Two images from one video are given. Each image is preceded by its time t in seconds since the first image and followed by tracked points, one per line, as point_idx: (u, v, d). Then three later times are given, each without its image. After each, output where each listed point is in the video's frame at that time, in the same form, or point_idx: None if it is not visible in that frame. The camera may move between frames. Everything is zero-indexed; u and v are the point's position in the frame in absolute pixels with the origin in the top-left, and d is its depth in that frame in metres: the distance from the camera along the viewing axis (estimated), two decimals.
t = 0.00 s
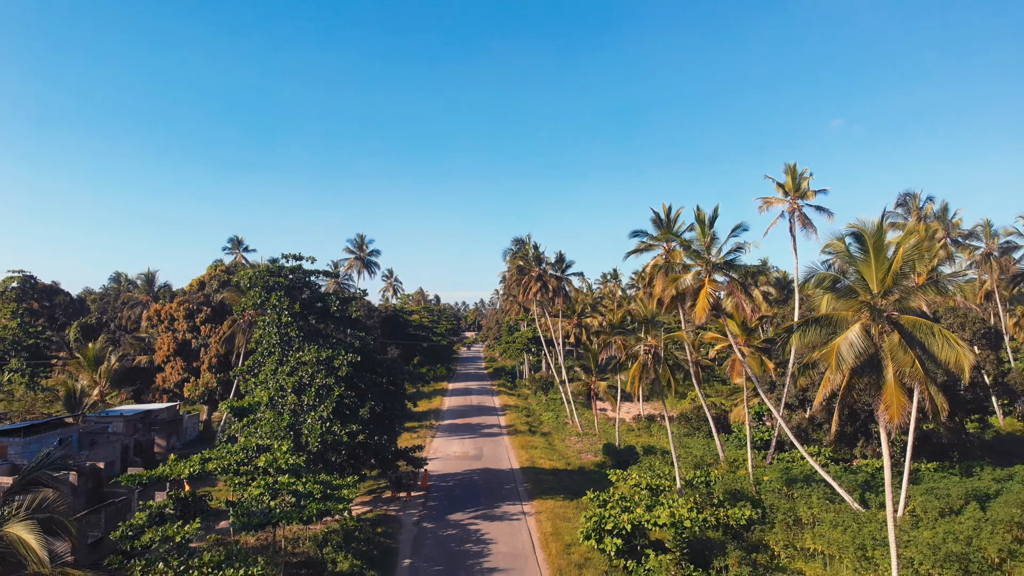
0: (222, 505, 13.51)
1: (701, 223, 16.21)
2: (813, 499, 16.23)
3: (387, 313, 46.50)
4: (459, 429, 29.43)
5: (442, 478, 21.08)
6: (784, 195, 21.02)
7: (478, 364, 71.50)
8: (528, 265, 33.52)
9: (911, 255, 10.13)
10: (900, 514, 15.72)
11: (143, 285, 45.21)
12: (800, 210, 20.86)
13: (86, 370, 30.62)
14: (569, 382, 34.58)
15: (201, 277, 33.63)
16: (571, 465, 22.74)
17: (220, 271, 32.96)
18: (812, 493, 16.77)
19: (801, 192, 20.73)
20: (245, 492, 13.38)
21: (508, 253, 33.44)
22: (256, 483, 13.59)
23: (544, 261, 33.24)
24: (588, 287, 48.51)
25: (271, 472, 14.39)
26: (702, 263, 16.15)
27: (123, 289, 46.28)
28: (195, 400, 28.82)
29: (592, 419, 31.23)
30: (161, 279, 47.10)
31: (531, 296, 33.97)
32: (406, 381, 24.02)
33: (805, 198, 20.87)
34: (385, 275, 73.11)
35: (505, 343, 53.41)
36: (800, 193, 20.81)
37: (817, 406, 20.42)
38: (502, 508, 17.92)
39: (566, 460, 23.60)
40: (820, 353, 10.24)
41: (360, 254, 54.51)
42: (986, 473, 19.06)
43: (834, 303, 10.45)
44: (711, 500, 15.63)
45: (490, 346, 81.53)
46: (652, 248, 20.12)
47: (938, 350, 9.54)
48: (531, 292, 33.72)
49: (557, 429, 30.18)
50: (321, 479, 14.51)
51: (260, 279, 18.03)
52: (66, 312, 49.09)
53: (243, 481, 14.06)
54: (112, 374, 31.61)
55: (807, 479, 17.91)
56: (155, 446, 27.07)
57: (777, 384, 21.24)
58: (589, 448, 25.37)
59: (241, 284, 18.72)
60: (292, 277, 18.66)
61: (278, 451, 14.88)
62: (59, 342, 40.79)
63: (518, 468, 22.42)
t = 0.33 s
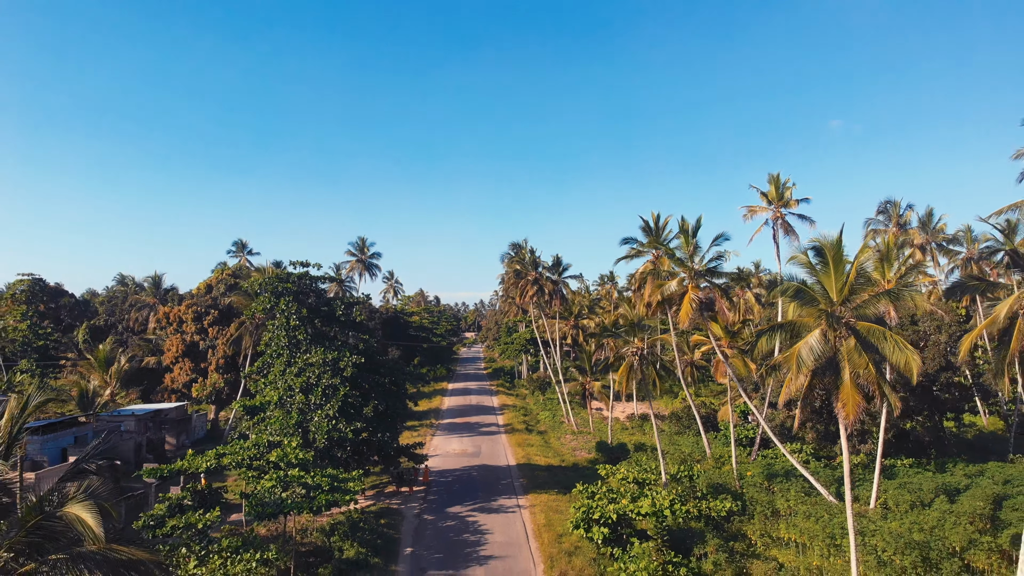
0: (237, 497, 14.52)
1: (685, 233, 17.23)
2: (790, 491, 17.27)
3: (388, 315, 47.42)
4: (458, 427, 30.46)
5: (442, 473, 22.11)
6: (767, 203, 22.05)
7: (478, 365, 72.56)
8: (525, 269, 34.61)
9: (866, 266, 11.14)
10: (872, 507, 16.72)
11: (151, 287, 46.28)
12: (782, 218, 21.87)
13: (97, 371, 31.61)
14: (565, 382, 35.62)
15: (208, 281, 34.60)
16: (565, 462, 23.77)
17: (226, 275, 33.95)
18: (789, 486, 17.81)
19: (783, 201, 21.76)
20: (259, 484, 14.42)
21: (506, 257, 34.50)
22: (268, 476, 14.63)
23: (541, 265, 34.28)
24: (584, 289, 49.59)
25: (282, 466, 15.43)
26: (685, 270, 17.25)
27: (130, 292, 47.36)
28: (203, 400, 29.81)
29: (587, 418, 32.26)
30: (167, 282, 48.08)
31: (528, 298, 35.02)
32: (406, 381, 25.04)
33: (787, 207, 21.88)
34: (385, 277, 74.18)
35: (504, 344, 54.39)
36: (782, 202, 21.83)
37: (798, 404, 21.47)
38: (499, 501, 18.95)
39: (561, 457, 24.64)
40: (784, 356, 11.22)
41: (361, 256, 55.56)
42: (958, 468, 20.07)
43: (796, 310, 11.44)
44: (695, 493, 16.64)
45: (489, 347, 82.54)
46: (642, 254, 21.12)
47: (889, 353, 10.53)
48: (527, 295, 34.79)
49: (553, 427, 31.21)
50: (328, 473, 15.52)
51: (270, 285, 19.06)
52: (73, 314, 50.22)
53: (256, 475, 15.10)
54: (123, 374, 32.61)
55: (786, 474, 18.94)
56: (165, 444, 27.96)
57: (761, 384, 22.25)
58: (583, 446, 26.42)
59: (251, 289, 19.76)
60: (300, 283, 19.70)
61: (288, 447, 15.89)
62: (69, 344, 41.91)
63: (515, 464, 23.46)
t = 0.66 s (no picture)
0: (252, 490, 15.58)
1: (671, 241, 18.27)
2: (771, 486, 18.30)
3: (388, 315, 48.11)
4: (458, 426, 31.49)
5: (442, 469, 23.15)
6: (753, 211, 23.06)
7: (477, 365, 73.61)
8: (522, 272, 35.67)
9: (830, 276, 12.16)
10: (847, 500, 17.76)
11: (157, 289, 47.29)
12: (767, 225, 22.88)
13: (108, 371, 32.59)
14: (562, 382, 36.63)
15: (215, 284, 35.56)
16: (561, 458, 24.79)
17: (233, 278, 34.95)
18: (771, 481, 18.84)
19: (768, 209, 22.77)
20: (271, 478, 15.45)
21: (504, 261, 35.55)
22: (280, 469, 15.68)
23: (538, 269, 35.33)
24: (581, 291, 50.63)
25: (292, 460, 16.46)
26: (670, 276, 18.29)
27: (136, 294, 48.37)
28: (211, 399, 30.80)
29: (583, 417, 33.29)
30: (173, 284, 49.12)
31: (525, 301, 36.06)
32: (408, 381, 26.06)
33: (772, 215, 22.90)
34: (386, 278, 75.21)
35: (503, 344, 55.41)
36: (767, 210, 22.84)
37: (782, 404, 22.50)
38: (496, 495, 19.98)
39: (556, 454, 25.67)
40: (755, 359, 12.22)
41: (363, 258, 56.60)
42: (932, 464, 21.13)
43: (765, 317, 12.48)
44: (680, 487, 17.69)
45: (489, 347, 83.55)
46: (633, 260, 22.14)
47: (849, 357, 11.55)
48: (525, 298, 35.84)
49: (549, 426, 32.24)
50: (335, 467, 16.55)
51: (278, 290, 20.09)
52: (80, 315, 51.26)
53: (268, 469, 16.13)
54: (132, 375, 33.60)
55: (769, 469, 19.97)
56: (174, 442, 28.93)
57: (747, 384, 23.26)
58: (578, 443, 27.45)
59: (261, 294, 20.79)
60: (307, 287, 20.73)
61: (298, 442, 16.92)
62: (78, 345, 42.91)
63: (512, 461, 24.48)
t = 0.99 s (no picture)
0: (265, 484, 16.62)
1: (660, 248, 19.34)
2: (755, 480, 19.31)
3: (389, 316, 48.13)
4: (458, 424, 32.52)
5: (443, 466, 24.18)
6: (741, 218, 24.01)
7: (477, 365, 74.70)
8: (521, 276, 36.77)
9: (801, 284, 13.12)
10: (826, 493, 18.76)
11: (165, 291, 48.38)
12: (754, 232, 23.84)
13: (118, 372, 33.55)
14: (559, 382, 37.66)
15: (222, 287, 36.54)
16: (557, 455, 25.83)
17: (239, 281, 35.96)
18: (755, 475, 19.83)
19: (755, 217, 23.73)
20: (283, 472, 16.50)
21: (503, 265, 36.63)
22: (291, 464, 16.73)
23: (535, 272, 36.43)
24: (579, 293, 51.68)
25: (302, 456, 17.50)
26: (658, 282, 19.35)
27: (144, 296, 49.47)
28: (219, 399, 31.78)
29: (580, 416, 34.32)
30: (179, 286, 50.17)
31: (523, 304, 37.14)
32: (410, 381, 27.07)
33: (759, 222, 23.87)
34: (387, 280, 76.37)
35: (503, 345, 56.44)
36: (754, 217, 23.80)
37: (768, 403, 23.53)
38: (495, 489, 21.00)
39: (553, 451, 26.69)
40: (732, 361, 13.18)
41: (365, 261, 57.64)
42: (910, 460, 22.12)
43: (741, 322, 13.49)
44: (669, 482, 18.70)
45: (488, 348, 84.62)
46: (625, 265, 23.12)
47: (818, 359, 12.52)
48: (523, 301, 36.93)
49: (547, 425, 33.28)
50: (343, 462, 17.54)
51: (287, 295, 21.11)
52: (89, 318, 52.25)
53: (280, 463, 17.21)
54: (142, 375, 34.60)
55: (754, 464, 20.96)
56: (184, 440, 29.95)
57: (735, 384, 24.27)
58: (574, 441, 28.48)
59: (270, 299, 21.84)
60: (314, 292, 21.75)
61: (307, 439, 17.92)
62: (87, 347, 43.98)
63: (510, 458, 25.50)
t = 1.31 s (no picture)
0: (277, 478, 17.64)
1: (651, 255, 20.38)
2: (741, 475, 20.29)
3: (391, 317, 48.93)
4: (458, 423, 33.55)
5: (444, 463, 25.18)
6: (730, 225, 25.02)
7: (477, 365, 75.75)
8: (519, 279, 37.82)
9: (776, 290, 14.13)
10: (809, 488, 19.75)
11: (172, 294, 49.40)
12: (743, 238, 24.84)
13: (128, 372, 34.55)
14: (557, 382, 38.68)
15: (228, 289, 37.49)
16: (554, 453, 26.82)
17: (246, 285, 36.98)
18: (741, 470, 20.82)
19: (743, 223, 24.74)
20: (293, 467, 17.50)
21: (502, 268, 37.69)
22: (301, 460, 17.73)
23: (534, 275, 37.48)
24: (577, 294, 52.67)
25: (311, 452, 18.53)
26: (648, 287, 20.38)
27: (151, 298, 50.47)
28: (227, 398, 32.79)
29: (577, 415, 35.35)
30: (186, 287, 51.18)
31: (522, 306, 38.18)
32: (412, 381, 28.09)
33: (747, 228, 24.87)
34: (389, 281, 77.46)
35: (502, 346, 57.43)
36: (743, 223, 24.81)
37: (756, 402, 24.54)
38: (494, 484, 22.03)
39: (550, 449, 27.70)
40: (713, 362, 14.19)
41: (367, 263, 58.67)
42: (890, 456, 23.16)
43: (721, 326, 14.52)
44: (658, 476, 19.71)
45: (488, 349, 85.64)
46: (619, 270, 24.13)
47: (792, 361, 13.53)
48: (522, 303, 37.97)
49: (545, 423, 34.30)
50: (350, 458, 18.54)
51: (296, 299, 22.17)
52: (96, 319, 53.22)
53: (291, 459, 18.23)
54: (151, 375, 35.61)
55: (741, 460, 21.94)
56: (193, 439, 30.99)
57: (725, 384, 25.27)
58: (570, 439, 29.48)
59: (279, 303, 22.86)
60: (321, 296, 22.78)
61: (316, 436, 18.97)
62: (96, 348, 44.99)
63: (509, 455, 26.51)
